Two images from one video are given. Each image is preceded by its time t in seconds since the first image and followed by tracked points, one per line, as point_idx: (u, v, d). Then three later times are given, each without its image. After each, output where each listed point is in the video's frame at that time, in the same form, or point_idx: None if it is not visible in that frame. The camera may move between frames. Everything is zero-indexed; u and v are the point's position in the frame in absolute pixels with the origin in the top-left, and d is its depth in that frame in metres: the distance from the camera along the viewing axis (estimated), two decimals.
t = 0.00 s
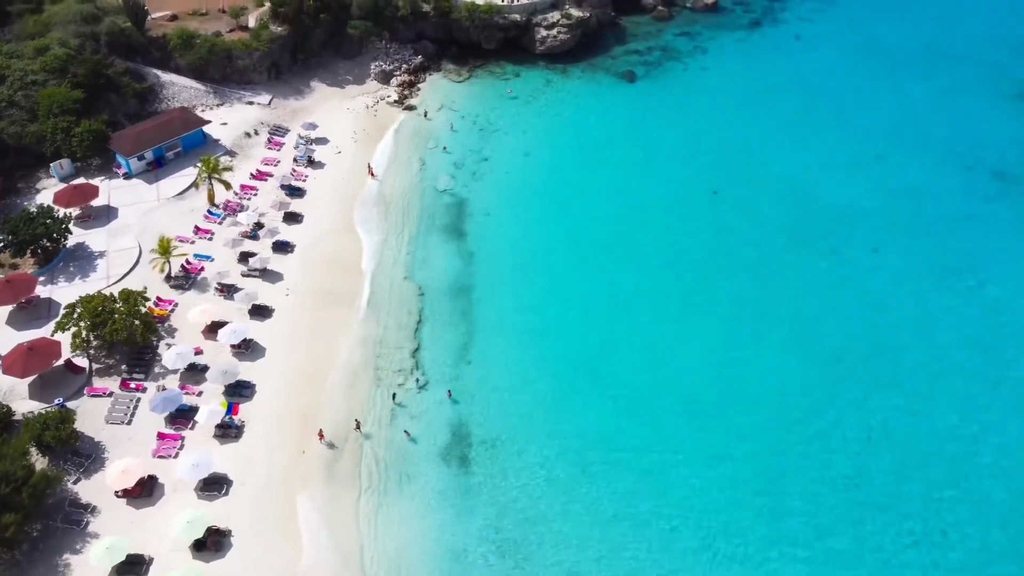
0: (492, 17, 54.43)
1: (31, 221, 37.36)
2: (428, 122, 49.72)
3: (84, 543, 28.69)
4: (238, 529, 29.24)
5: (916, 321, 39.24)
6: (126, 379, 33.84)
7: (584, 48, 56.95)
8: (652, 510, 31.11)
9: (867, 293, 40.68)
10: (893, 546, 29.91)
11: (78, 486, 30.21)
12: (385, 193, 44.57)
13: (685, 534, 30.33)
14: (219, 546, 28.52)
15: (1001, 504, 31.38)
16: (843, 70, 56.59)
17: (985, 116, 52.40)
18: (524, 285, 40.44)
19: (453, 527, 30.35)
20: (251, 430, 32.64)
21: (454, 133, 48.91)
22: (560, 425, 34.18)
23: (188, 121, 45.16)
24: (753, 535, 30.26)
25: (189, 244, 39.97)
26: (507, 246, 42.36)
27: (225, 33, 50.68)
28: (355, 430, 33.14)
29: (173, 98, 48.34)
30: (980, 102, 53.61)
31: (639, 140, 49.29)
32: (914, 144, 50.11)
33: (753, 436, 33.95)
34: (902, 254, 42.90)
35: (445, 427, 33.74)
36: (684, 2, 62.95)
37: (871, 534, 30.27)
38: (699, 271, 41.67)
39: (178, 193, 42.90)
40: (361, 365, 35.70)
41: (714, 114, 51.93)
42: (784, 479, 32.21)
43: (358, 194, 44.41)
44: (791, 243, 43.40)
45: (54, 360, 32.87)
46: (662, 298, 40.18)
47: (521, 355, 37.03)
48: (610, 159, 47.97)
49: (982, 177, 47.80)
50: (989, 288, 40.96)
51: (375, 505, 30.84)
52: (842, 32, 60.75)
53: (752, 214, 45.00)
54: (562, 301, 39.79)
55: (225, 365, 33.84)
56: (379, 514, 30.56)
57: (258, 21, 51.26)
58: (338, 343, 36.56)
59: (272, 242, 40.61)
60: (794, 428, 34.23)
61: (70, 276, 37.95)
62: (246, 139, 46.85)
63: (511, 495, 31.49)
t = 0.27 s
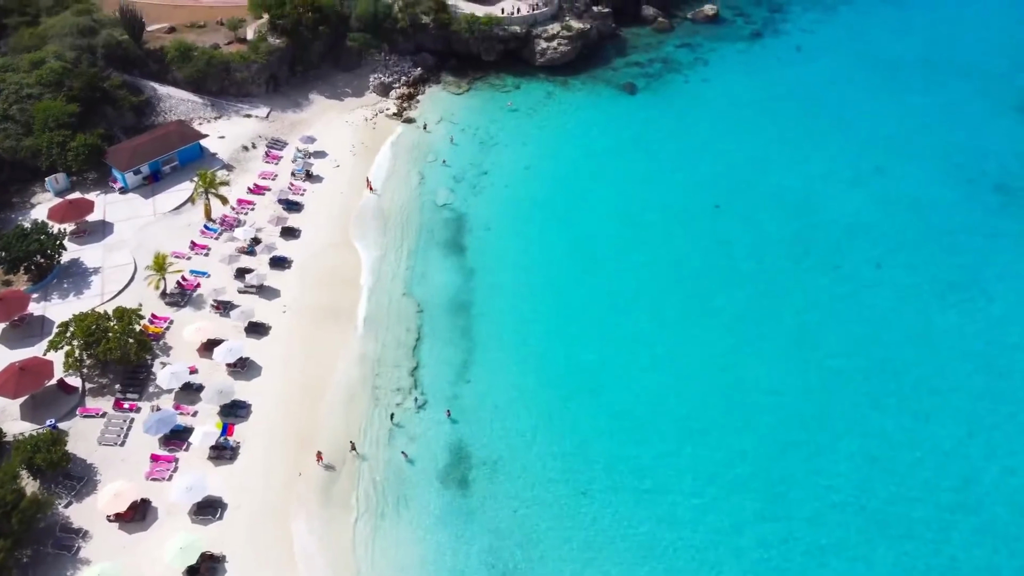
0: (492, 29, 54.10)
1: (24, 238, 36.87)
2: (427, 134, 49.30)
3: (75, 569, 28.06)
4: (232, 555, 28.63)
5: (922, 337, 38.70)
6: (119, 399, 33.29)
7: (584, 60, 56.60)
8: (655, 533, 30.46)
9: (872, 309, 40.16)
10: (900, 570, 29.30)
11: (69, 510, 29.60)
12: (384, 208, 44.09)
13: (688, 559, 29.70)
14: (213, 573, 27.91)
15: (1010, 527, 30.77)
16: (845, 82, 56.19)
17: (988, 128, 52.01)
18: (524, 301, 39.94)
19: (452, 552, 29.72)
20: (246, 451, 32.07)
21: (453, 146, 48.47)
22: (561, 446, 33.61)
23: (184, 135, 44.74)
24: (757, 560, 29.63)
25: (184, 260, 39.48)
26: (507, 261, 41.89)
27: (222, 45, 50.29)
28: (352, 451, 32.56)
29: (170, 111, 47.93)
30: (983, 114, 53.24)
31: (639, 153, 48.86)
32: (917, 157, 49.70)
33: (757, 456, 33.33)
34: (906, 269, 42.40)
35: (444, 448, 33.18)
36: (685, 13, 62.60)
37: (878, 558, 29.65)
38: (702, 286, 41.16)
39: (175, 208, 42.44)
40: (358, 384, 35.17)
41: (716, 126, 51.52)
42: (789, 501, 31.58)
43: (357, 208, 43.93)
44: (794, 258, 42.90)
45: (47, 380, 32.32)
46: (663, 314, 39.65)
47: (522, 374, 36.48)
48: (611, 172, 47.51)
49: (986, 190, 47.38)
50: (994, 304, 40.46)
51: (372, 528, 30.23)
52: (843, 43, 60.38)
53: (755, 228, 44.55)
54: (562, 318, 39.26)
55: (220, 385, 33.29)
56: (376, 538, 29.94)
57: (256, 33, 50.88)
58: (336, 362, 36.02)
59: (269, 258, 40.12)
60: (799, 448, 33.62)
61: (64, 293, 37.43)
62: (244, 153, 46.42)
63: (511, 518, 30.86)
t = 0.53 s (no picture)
0: (492, 42, 53.65)
1: (17, 255, 36.34)
2: (426, 148, 48.87)
3: None
4: None
5: (928, 355, 38.13)
6: (112, 420, 32.70)
7: (585, 72, 56.28)
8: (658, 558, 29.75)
9: (877, 326, 39.63)
10: None
11: (60, 535, 28.97)
12: (382, 223, 43.63)
13: None
14: None
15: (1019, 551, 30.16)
16: (847, 94, 55.84)
17: (991, 142, 51.65)
18: (524, 318, 39.42)
19: None
20: (241, 473, 31.47)
21: (453, 160, 48.04)
22: (562, 467, 33.00)
23: (181, 149, 44.31)
24: None
25: (180, 277, 38.99)
26: (507, 277, 41.40)
27: (220, 58, 49.93)
28: (349, 473, 31.96)
29: (167, 125, 47.53)
30: (986, 128, 52.91)
31: (640, 167, 48.42)
32: (919, 171, 49.32)
33: (762, 477, 32.67)
34: (910, 285, 41.90)
35: (443, 470, 32.59)
36: (685, 25, 62.32)
37: None
38: (704, 303, 40.65)
39: (171, 223, 41.97)
40: (356, 404, 34.59)
41: (717, 140, 51.13)
42: (794, 525, 30.91)
43: (355, 223, 43.44)
44: (797, 274, 42.41)
45: (38, 401, 31.74)
46: (665, 331, 39.13)
47: (522, 393, 35.92)
48: (611, 187, 47.06)
49: (990, 205, 46.98)
50: (999, 321, 39.95)
51: (370, 553, 29.56)
52: (845, 55, 60.06)
53: (757, 243, 44.08)
54: (563, 335, 38.72)
55: (215, 406, 32.68)
56: (373, 563, 29.27)
57: (254, 46, 50.54)
58: (333, 381, 35.45)
59: (266, 274, 39.62)
60: (805, 469, 32.99)
61: (58, 310, 36.88)
62: (241, 167, 45.99)
63: (511, 542, 30.16)
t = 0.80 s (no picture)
0: (492, 54, 53.33)
1: (10, 272, 35.85)
2: (425, 162, 48.46)
3: None
4: None
5: (935, 374, 37.51)
6: (105, 442, 32.15)
7: (585, 85, 55.98)
8: None
9: (882, 344, 39.06)
10: None
11: (50, 561, 28.35)
12: (381, 238, 43.19)
13: None
14: None
15: None
16: (849, 107, 55.47)
17: (995, 156, 51.21)
18: (524, 336, 38.90)
19: None
20: (236, 497, 30.88)
21: (452, 174, 47.63)
22: (562, 490, 32.37)
23: (178, 164, 43.89)
24: None
25: (176, 294, 38.49)
26: (507, 294, 40.92)
27: (218, 72, 49.59)
28: (346, 496, 31.37)
29: (164, 139, 47.14)
30: (990, 141, 52.48)
31: (641, 181, 47.99)
32: (923, 186, 48.90)
33: (766, 500, 32.01)
34: (915, 302, 41.37)
35: (442, 493, 32.00)
36: (686, 37, 62.06)
37: None
38: (707, 320, 40.09)
39: (167, 239, 41.51)
40: (353, 425, 34.04)
41: (718, 153, 50.75)
42: (800, 550, 30.27)
43: (353, 238, 42.99)
44: (800, 290, 41.90)
45: (30, 423, 31.20)
46: (667, 349, 38.58)
47: (522, 413, 35.37)
48: (612, 201, 46.61)
49: (994, 220, 46.49)
50: (1005, 338, 39.41)
51: None
52: (847, 67, 59.70)
53: (760, 259, 43.59)
54: (563, 354, 38.19)
55: (210, 427, 32.13)
56: None
57: (252, 59, 50.21)
58: (330, 401, 34.91)
59: (262, 291, 39.13)
60: (811, 492, 32.35)
61: (51, 328, 36.35)
62: (238, 182, 45.57)
63: (511, 568, 29.52)
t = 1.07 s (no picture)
0: (492, 67, 52.91)
1: (3, 291, 35.31)
2: (425, 176, 48.04)
3: None
4: None
5: (942, 393, 36.82)
6: (98, 464, 31.55)
7: (585, 98, 55.61)
8: None
9: (888, 361, 38.44)
10: None
11: None
12: (379, 254, 42.70)
13: None
14: None
15: None
16: (852, 120, 55.05)
17: (999, 170, 50.71)
18: (524, 355, 38.34)
19: None
20: (230, 521, 30.25)
21: (452, 189, 47.19)
22: (563, 513, 31.70)
23: (174, 179, 43.43)
24: None
25: (171, 312, 37.96)
26: (507, 311, 40.38)
27: (216, 85, 49.22)
28: (344, 521, 30.72)
29: (161, 153, 46.74)
30: (993, 155, 52.02)
31: (642, 195, 47.52)
32: (926, 200, 48.42)
33: (772, 524, 31.33)
34: (921, 318, 40.78)
35: (441, 516, 31.37)
36: (687, 49, 61.79)
37: None
38: (709, 338, 39.49)
39: (163, 255, 41.01)
40: (351, 447, 33.43)
41: (720, 167, 50.33)
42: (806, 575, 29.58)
43: (351, 254, 42.49)
44: (803, 306, 41.34)
45: (20, 446, 30.61)
46: (670, 368, 37.96)
47: (523, 434, 34.77)
48: (613, 216, 46.13)
49: (999, 235, 45.94)
50: (1013, 356, 38.76)
51: None
52: (849, 80, 59.32)
53: (762, 275, 43.03)
54: (564, 373, 37.60)
55: (204, 450, 31.52)
56: None
57: (250, 72, 49.84)
58: (327, 421, 34.30)
59: (259, 309, 38.59)
60: (817, 515, 31.64)
61: (44, 347, 35.78)
62: (236, 197, 45.11)
63: None
